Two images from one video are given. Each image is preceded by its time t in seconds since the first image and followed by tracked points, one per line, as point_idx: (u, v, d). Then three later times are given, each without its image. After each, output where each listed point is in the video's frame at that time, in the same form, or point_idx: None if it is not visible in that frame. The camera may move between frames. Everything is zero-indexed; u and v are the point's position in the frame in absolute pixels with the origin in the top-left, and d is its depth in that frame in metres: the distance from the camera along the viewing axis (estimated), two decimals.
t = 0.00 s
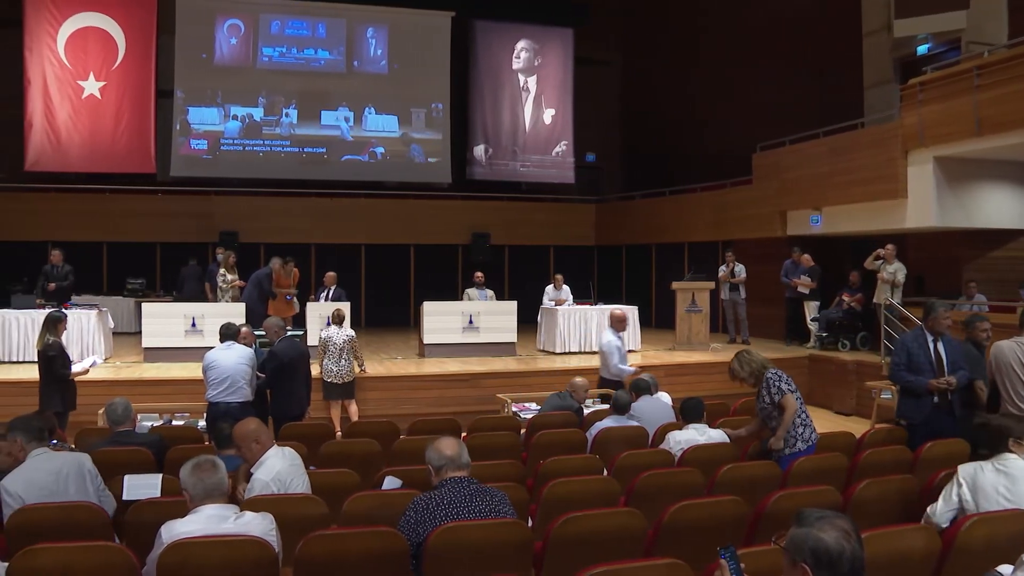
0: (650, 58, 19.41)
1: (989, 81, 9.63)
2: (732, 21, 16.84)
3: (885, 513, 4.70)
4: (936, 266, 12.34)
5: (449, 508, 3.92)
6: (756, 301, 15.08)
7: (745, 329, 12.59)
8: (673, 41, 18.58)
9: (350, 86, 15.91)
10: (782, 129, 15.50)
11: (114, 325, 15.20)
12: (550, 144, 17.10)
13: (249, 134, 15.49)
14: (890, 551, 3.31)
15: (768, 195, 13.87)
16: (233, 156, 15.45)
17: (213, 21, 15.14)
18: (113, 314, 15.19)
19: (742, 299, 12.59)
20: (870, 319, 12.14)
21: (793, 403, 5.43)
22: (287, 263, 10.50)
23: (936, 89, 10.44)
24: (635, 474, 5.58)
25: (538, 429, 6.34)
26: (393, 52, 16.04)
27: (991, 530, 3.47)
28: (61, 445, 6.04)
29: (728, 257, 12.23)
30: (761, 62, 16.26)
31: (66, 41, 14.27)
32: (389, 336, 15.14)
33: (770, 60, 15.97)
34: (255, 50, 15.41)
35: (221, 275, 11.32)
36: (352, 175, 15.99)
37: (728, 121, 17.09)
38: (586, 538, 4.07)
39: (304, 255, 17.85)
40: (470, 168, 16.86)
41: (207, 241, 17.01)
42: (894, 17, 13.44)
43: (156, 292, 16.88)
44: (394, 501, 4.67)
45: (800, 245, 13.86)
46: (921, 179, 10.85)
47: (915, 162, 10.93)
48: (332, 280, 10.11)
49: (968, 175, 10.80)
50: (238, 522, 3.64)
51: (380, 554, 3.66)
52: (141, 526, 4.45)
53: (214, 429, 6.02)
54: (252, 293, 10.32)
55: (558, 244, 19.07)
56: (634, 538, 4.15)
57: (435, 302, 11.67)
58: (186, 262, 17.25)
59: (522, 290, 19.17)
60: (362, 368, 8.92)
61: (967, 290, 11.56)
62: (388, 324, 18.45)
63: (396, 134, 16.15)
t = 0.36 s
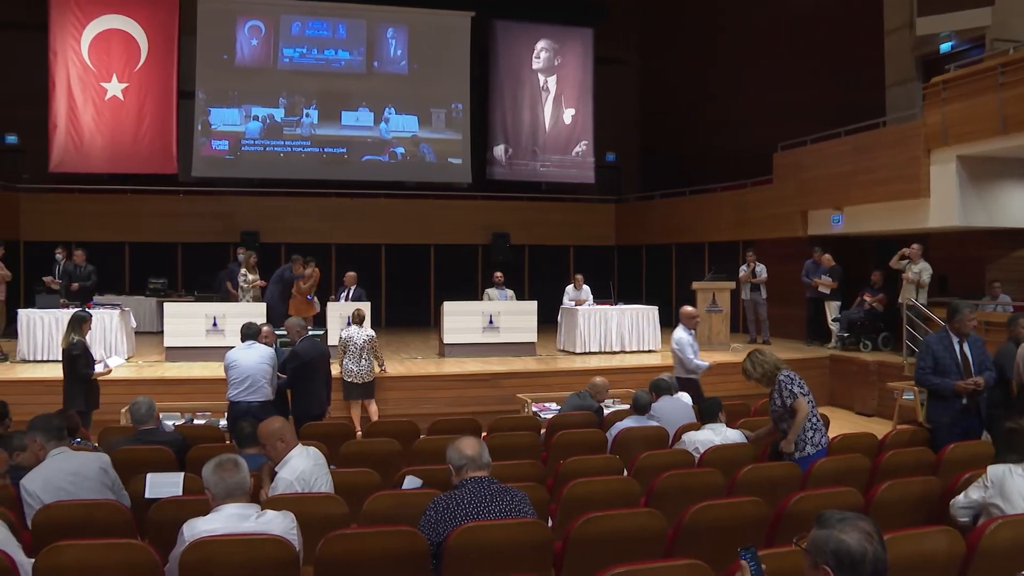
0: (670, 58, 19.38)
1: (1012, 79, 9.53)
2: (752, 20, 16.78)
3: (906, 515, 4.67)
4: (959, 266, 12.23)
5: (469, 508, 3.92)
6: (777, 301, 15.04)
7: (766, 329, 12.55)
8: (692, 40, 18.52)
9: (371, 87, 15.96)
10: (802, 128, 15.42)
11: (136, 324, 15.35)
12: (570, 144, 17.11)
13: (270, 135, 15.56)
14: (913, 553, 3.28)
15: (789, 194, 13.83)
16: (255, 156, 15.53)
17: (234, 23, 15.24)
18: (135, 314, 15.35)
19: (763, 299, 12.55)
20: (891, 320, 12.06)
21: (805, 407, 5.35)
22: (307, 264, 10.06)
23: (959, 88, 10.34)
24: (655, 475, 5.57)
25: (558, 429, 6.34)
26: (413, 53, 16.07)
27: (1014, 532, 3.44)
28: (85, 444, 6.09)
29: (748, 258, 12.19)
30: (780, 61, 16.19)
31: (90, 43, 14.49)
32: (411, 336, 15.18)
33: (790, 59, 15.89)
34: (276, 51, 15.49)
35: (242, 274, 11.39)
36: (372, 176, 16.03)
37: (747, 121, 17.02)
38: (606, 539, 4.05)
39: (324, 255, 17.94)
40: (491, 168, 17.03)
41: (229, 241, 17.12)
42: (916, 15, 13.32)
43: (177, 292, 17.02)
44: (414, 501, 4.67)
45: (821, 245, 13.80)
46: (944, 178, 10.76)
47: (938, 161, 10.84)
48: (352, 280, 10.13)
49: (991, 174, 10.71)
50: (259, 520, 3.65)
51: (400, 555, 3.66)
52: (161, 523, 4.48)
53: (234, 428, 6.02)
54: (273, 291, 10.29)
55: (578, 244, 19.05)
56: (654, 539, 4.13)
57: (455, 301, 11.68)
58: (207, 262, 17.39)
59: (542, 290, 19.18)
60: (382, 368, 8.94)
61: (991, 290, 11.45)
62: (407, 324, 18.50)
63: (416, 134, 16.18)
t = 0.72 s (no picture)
0: (691, 58, 19.33)
1: None
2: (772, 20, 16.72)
3: (930, 518, 4.63)
4: (984, 266, 12.11)
5: (490, 508, 3.92)
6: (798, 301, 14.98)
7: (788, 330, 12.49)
8: (714, 39, 18.48)
9: (392, 87, 16.00)
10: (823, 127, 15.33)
11: (159, 324, 15.50)
12: (591, 144, 17.10)
13: (291, 135, 15.63)
14: (938, 554, 3.25)
15: (812, 194, 13.77)
16: (277, 156, 15.62)
17: (255, 23, 15.33)
18: (158, 314, 15.50)
19: (786, 299, 12.50)
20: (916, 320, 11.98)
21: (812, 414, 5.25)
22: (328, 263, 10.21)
23: (982, 86, 10.23)
24: (676, 476, 5.56)
25: (579, 429, 6.35)
26: (433, 53, 16.09)
27: None
28: (110, 442, 6.13)
29: (769, 258, 12.15)
30: (800, 60, 16.12)
31: (114, 45, 14.73)
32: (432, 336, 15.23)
33: (811, 58, 15.82)
34: (297, 52, 15.56)
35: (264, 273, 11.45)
36: (392, 176, 16.06)
37: (767, 121, 16.95)
38: (628, 539, 4.03)
39: (346, 255, 18.02)
40: (510, 168, 17.04)
41: (251, 241, 17.23)
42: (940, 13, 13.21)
43: (200, 292, 17.15)
44: (438, 500, 4.68)
45: (843, 245, 13.74)
46: (969, 177, 10.67)
47: (962, 160, 10.75)
48: (373, 280, 10.17)
49: (1017, 173, 10.60)
50: (281, 519, 3.66)
51: (422, 554, 3.67)
52: (185, 521, 4.50)
53: (257, 427, 6.05)
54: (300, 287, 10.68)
55: (600, 245, 19.03)
56: (675, 540, 4.11)
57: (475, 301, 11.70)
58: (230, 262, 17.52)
59: (563, 291, 19.17)
60: (403, 368, 8.96)
61: (1016, 291, 11.33)
62: (427, 324, 18.55)
63: (437, 134, 16.19)
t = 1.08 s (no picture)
0: (711, 57, 19.27)
1: None
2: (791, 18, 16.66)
3: (953, 520, 4.58)
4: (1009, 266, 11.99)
5: (511, 508, 3.91)
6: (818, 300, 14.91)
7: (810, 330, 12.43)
8: (734, 38, 18.43)
9: (412, 87, 16.02)
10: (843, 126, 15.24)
11: (181, 323, 15.62)
12: (611, 144, 17.07)
13: (312, 135, 15.70)
14: (962, 558, 3.18)
15: (833, 193, 13.70)
16: (297, 156, 15.69)
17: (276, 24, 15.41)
18: (180, 313, 15.62)
19: (807, 299, 12.45)
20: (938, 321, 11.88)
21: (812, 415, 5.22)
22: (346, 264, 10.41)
23: (1006, 84, 10.12)
24: (697, 476, 5.53)
25: (599, 429, 6.34)
26: (454, 53, 16.10)
27: None
28: (133, 440, 6.19)
29: (790, 258, 12.10)
30: (820, 59, 16.04)
31: (136, 46, 14.90)
32: (453, 336, 15.26)
33: (832, 57, 15.73)
34: (318, 53, 15.63)
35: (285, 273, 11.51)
36: (413, 176, 16.09)
37: (787, 120, 16.88)
38: (648, 540, 4.01)
39: (366, 255, 18.09)
40: (531, 167, 17.03)
41: (272, 241, 17.33)
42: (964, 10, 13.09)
43: (221, 292, 17.27)
44: (459, 500, 4.68)
45: (865, 245, 13.65)
46: (993, 176, 10.57)
47: (986, 159, 10.65)
48: (393, 280, 10.20)
49: None
50: (303, 518, 3.67)
51: (442, 554, 3.67)
52: (207, 520, 4.51)
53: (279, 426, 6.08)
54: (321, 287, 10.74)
55: (620, 245, 19.00)
56: (694, 540, 4.08)
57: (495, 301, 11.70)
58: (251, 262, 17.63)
59: (583, 291, 19.15)
60: (423, 368, 8.97)
61: None
62: (447, 324, 18.59)
63: (457, 135, 16.21)
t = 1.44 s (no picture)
0: (731, 56, 19.22)
1: None
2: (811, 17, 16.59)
3: (977, 523, 4.53)
4: None
5: (532, 508, 3.91)
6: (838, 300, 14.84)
7: (832, 330, 12.35)
8: (755, 36, 18.39)
9: (433, 87, 16.03)
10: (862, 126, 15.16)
11: (203, 322, 15.75)
12: (632, 143, 17.03)
13: (333, 136, 15.79)
14: (988, 559, 3.13)
15: (856, 192, 13.63)
16: (318, 157, 15.76)
17: (297, 25, 15.49)
18: (202, 313, 15.76)
19: (829, 299, 12.39)
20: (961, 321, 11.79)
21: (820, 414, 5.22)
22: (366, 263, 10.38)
23: None
24: (718, 477, 5.52)
25: (620, 429, 6.34)
26: (474, 54, 16.09)
27: None
28: (156, 439, 6.23)
29: (813, 257, 12.03)
30: (841, 57, 15.96)
31: (158, 48, 15.02)
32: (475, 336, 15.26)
33: (853, 56, 15.65)
34: (339, 54, 15.70)
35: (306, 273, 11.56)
36: (434, 177, 16.11)
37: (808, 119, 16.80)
38: (669, 541, 3.98)
39: (387, 255, 18.15)
40: (552, 168, 16.98)
41: (294, 241, 17.44)
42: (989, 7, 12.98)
43: (242, 291, 17.37)
44: (477, 499, 4.67)
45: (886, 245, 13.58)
46: (1018, 175, 10.48)
47: (1012, 157, 10.57)
48: (414, 280, 10.22)
49: None
50: (324, 517, 3.69)
51: (464, 554, 3.66)
52: (230, 518, 4.52)
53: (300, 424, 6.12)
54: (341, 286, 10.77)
55: (641, 244, 18.97)
56: (716, 542, 4.05)
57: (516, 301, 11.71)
58: (273, 262, 17.73)
59: (603, 290, 19.13)
60: (444, 368, 8.99)
61: None
62: (466, 324, 18.63)
63: (479, 135, 16.22)
